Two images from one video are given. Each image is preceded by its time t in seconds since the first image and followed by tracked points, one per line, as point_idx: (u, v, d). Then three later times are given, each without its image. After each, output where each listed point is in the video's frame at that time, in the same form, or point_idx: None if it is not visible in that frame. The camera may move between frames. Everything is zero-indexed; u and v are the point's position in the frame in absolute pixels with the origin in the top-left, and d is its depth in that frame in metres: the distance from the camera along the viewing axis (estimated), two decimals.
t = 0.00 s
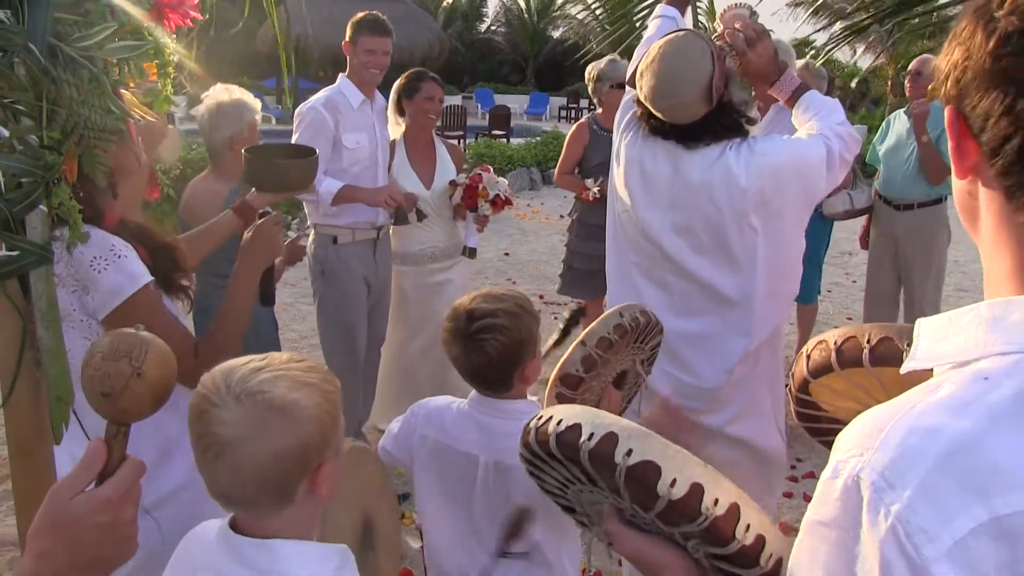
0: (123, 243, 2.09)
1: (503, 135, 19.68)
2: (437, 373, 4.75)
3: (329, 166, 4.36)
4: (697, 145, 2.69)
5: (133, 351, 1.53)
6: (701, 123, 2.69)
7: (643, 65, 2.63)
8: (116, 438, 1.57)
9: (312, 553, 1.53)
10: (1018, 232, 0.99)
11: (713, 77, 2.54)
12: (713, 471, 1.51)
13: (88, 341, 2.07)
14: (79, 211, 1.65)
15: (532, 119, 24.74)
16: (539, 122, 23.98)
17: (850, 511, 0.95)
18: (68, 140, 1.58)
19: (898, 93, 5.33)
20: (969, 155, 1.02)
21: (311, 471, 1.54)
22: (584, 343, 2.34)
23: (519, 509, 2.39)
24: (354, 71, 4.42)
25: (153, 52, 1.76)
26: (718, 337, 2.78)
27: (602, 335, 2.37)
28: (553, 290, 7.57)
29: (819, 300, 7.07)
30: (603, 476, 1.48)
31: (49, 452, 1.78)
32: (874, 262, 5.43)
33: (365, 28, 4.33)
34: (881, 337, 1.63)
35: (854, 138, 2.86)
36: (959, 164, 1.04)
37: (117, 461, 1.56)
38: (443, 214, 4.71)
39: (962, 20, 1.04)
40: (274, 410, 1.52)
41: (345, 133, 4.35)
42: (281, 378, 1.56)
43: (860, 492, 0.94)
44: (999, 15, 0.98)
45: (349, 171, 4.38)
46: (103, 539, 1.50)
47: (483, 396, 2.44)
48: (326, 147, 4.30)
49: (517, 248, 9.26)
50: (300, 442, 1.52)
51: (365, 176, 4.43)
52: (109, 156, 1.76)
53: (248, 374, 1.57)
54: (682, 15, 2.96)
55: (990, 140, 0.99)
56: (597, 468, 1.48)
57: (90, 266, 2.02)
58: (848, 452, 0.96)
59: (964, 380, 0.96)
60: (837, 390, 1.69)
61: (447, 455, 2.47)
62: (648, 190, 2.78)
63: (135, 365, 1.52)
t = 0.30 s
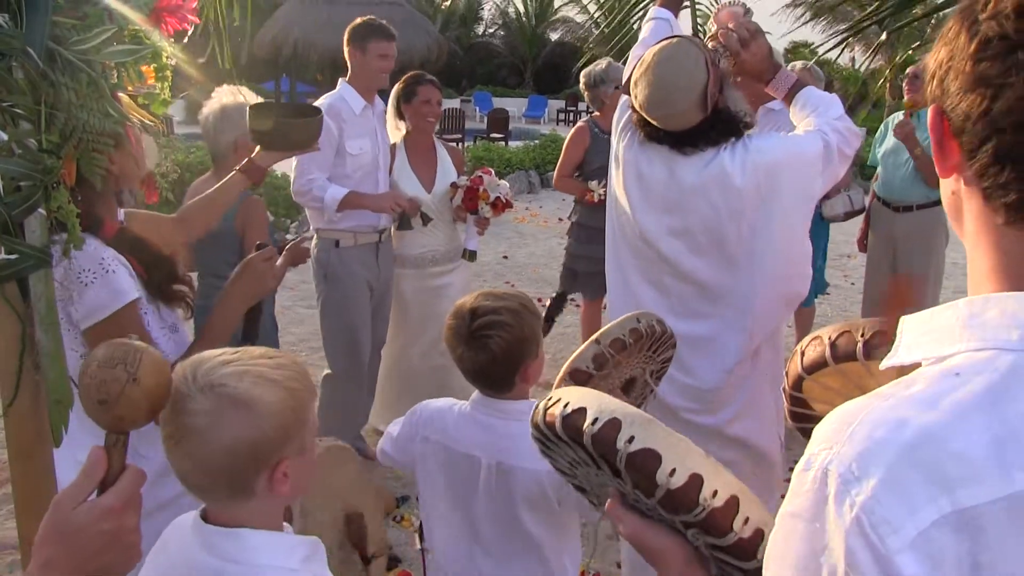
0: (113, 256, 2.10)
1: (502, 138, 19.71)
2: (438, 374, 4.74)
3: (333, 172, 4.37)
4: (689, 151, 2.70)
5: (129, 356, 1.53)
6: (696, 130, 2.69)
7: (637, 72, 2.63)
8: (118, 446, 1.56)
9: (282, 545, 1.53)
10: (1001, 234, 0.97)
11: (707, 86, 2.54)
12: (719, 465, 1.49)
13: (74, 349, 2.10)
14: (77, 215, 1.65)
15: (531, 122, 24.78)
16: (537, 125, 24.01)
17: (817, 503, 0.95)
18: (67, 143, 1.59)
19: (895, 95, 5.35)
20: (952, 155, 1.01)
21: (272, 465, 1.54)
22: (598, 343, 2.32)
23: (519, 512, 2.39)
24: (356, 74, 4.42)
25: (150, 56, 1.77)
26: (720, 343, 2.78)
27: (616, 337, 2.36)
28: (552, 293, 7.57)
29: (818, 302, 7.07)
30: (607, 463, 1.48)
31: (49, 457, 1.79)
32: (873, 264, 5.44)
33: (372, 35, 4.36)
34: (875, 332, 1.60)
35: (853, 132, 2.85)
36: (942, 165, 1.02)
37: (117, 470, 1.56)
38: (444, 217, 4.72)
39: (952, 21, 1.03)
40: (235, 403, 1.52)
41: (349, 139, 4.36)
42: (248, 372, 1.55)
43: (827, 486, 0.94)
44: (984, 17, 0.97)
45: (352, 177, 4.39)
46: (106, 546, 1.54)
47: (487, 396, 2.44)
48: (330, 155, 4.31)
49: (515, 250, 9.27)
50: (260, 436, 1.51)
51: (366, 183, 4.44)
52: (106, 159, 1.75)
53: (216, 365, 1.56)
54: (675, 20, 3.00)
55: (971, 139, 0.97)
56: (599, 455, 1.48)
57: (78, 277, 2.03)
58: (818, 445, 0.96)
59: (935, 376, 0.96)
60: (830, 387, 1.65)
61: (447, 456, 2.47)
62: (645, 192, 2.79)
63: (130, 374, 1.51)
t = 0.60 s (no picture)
0: (103, 261, 2.07)
1: (501, 138, 19.72)
2: (438, 374, 4.75)
3: (335, 176, 4.37)
4: (687, 144, 2.70)
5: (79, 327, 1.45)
6: (691, 124, 2.68)
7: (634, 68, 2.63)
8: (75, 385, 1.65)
9: (282, 550, 1.53)
10: (992, 241, 0.97)
11: (703, 80, 2.53)
12: (741, 419, 1.58)
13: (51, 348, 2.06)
14: (75, 215, 1.65)
15: (529, 122, 24.80)
16: (536, 125, 24.03)
17: (798, 494, 0.95)
18: (64, 143, 1.58)
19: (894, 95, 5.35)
20: (943, 164, 1.00)
21: (264, 470, 1.52)
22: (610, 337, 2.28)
23: (518, 514, 2.39)
24: (363, 76, 4.42)
25: (148, 56, 1.77)
26: (714, 339, 2.80)
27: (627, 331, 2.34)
28: (551, 293, 7.57)
29: (816, 302, 7.08)
30: (629, 394, 1.65)
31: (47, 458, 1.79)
32: (872, 265, 5.44)
33: (380, 35, 4.40)
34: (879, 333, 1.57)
35: (855, 130, 2.82)
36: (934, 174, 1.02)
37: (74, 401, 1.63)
38: (446, 217, 4.72)
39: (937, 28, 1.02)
40: (223, 405, 1.52)
41: (350, 142, 4.36)
42: (239, 374, 1.56)
43: (810, 479, 0.94)
44: (965, 27, 0.97)
45: (354, 180, 4.39)
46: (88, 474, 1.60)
47: (489, 400, 2.43)
48: (332, 159, 4.32)
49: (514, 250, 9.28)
50: (248, 438, 1.50)
51: (367, 186, 4.44)
52: (104, 159, 1.77)
53: (209, 370, 1.58)
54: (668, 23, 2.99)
55: (960, 149, 0.96)
56: (624, 388, 1.66)
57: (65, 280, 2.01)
58: (806, 438, 0.96)
59: (925, 374, 0.96)
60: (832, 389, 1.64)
61: (448, 457, 2.47)
62: (642, 188, 2.79)
63: (44, 308, 1.58)
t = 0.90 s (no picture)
0: (100, 261, 2.07)
1: (500, 138, 19.72)
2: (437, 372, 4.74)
3: (335, 175, 4.40)
4: (691, 140, 2.70)
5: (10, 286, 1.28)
6: (691, 118, 2.69)
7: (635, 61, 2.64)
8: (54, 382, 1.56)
9: (295, 552, 1.52)
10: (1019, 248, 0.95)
11: (704, 72, 2.55)
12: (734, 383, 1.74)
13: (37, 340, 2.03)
14: (74, 215, 1.64)
15: (528, 121, 24.80)
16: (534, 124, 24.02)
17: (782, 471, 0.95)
18: (63, 142, 1.58)
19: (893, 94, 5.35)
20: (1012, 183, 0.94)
21: (293, 465, 1.54)
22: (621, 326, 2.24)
23: (518, 512, 2.39)
24: (365, 74, 4.43)
25: (148, 55, 1.77)
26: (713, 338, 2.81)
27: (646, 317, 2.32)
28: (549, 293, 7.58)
29: (814, 302, 7.08)
30: (627, 345, 1.84)
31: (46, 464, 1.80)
32: (871, 265, 5.44)
33: (385, 34, 4.40)
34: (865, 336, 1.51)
35: (845, 133, 2.87)
36: (992, 195, 0.96)
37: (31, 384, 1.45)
38: (453, 217, 4.68)
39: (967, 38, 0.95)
40: (263, 397, 1.54)
41: (350, 141, 4.38)
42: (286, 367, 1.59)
43: (798, 460, 0.94)
44: None
45: (353, 178, 4.40)
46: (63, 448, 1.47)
47: (488, 398, 2.43)
48: (332, 158, 4.34)
49: (513, 249, 9.28)
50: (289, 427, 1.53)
51: (368, 185, 4.44)
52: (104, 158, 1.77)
53: (246, 361, 1.60)
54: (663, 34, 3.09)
55: None
56: (621, 338, 1.86)
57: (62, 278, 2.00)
58: (801, 421, 0.96)
59: (929, 371, 0.95)
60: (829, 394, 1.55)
61: (449, 454, 2.47)
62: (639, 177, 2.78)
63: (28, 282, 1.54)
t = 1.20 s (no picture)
0: (96, 261, 2.06)
1: (499, 137, 19.71)
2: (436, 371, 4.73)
3: (337, 173, 4.41)
4: (698, 138, 2.69)
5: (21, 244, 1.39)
6: (699, 115, 2.68)
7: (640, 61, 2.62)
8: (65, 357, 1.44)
9: (314, 544, 1.52)
10: None
11: (713, 68, 2.55)
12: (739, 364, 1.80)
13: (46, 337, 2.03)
14: (71, 213, 1.64)
15: (527, 121, 24.81)
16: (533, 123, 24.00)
17: (783, 477, 0.94)
18: (60, 141, 1.57)
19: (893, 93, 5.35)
20: None
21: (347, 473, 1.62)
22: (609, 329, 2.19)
23: (516, 514, 2.39)
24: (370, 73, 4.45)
25: (146, 53, 1.76)
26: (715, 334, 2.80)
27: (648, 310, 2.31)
28: (548, 292, 7.57)
29: (814, 301, 7.07)
30: (637, 318, 1.81)
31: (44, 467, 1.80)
32: (871, 264, 5.43)
33: (390, 34, 4.41)
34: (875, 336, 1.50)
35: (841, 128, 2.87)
36: (1009, 202, 0.95)
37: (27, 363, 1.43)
38: (460, 217, 4.63)
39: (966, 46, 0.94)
40: (291, 404, 1.57)
41: (352, 140, 4.39)
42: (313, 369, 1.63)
43: (800, 465, 0.93)
44: None
45: (355, 177, 4.40)
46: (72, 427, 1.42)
47: (486, 398, 2.43)
48: (335, 156, 4.36)
49: (512, 249, 9.26)
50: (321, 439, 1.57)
51: (370, 183, 4.45)
52: (101, 156, 1.76)
53: (316, 365, 1.65)
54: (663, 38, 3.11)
55: None
56: (631, 310, 1.82)
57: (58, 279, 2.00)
58: (807, 427, 0.95)
59: (937, 378, 0.94)
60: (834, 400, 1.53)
61: (449, 455, 2.46)
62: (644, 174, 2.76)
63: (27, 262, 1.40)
